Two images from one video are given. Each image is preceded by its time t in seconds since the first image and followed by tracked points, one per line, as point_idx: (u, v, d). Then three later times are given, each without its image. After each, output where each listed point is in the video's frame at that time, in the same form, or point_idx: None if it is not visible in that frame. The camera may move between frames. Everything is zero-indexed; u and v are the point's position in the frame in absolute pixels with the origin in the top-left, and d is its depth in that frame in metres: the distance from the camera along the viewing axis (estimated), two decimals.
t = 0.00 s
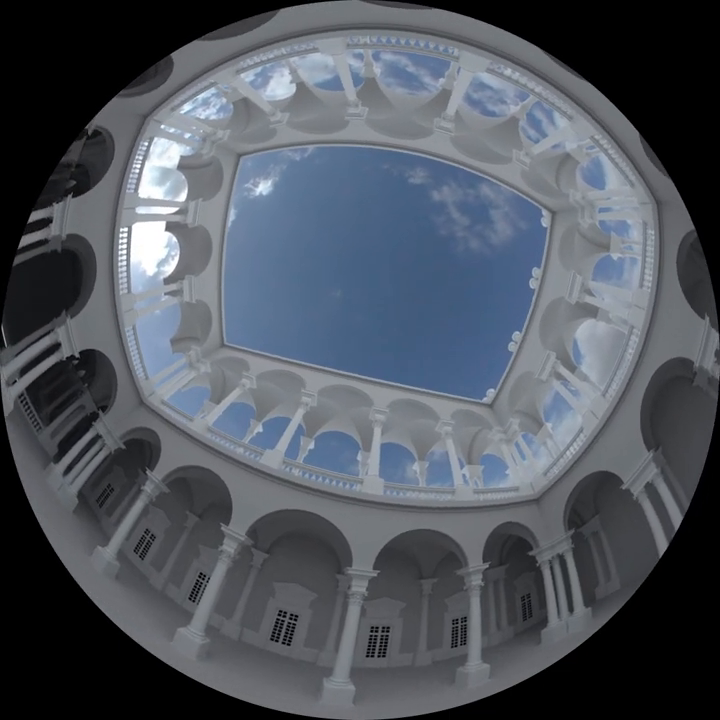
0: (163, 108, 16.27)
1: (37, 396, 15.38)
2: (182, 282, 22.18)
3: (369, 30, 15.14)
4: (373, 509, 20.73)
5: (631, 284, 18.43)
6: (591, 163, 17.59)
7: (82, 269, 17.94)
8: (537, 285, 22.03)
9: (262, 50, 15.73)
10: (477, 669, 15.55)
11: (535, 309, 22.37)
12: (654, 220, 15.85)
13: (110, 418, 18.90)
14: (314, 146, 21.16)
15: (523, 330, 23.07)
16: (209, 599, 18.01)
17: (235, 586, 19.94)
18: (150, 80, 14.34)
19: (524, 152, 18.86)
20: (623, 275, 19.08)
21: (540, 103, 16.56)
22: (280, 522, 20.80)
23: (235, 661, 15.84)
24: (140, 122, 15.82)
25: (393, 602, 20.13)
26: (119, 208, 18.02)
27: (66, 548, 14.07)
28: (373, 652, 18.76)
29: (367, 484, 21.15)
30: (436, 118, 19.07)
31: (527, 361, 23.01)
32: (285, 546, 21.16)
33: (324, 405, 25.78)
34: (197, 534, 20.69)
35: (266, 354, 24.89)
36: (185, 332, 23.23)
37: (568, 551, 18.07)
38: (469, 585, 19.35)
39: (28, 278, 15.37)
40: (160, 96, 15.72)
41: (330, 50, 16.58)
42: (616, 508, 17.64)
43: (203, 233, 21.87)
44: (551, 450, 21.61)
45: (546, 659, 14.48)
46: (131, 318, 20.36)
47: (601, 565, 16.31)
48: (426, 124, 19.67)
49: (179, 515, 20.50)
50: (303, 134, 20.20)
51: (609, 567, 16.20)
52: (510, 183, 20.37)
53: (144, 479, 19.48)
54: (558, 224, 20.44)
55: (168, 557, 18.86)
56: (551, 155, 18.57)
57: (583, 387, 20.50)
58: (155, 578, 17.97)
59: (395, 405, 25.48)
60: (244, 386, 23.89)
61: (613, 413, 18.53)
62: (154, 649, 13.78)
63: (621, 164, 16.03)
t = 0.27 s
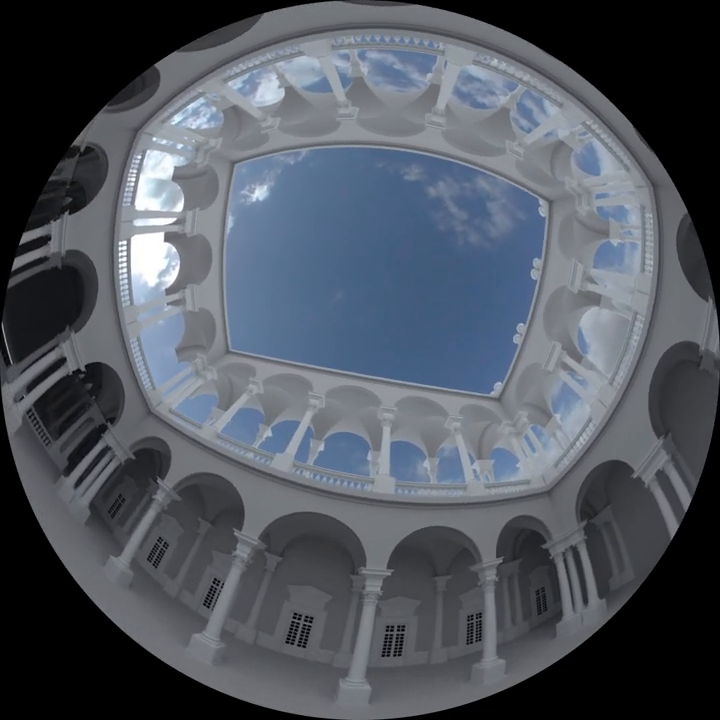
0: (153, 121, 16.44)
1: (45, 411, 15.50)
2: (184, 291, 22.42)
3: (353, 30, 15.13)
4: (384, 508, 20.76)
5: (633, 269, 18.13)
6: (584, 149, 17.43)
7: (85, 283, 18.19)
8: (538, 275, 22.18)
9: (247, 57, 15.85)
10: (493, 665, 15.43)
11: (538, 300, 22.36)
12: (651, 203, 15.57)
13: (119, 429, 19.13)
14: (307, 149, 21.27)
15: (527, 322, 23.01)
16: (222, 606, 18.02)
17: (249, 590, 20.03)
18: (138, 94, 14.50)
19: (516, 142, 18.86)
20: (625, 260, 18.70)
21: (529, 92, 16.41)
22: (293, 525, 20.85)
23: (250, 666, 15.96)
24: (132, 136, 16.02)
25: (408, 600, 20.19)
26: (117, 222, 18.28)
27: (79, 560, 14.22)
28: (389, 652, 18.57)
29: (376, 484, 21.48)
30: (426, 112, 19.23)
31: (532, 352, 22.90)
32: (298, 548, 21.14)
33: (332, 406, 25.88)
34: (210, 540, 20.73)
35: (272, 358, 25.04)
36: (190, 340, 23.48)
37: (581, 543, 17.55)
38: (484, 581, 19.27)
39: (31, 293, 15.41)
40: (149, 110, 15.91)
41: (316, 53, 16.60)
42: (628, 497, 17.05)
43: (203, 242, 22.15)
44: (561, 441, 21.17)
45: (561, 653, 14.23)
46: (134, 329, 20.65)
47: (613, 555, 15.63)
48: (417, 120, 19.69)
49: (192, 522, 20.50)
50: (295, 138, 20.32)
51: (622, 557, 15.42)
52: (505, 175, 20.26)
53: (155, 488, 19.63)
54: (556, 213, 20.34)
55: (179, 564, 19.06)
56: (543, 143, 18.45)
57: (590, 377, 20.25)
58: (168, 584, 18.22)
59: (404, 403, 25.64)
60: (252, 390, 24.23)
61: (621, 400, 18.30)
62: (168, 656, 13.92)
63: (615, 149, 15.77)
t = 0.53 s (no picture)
0: (145, 134, 16.62)
1: (53, 426, 15.72)
2: (186, 300, 22.69)
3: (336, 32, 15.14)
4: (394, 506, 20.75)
5: (633, 254, 17.87)
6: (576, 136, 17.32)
7: (86, 297, 18.42)
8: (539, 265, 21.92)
9: (234, 65, 15.98)
10: (508, 660, 15.30)
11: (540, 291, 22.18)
12: (647, 186, 15.33)
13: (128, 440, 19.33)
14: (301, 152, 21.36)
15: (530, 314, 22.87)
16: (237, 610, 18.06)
17: (263, 595, 20.01)
18: (127, 108, 14.66)
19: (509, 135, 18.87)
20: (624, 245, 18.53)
21: (518, 81, 16.25)
22: (306, 527, 20.89)
23: (266, 670, 16.07)
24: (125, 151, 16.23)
25: (423, 599, 20.13)
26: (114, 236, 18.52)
27: (92, 572, 14.39)
28: (404, 651, 18.60)
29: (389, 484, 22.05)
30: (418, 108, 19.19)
31: (537, 344, 22.74)
32: (312, 550, 21.15)
33: (340, 407, 25.95)
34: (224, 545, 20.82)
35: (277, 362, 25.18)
36: (196, 349, 23.69)
37: (595, 535, 17.28)
38: (498, 577, 19.05)
39: (34, 310, 15.60)
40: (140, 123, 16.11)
41: (302, 57, 16.59)
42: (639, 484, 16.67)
43: (203, 250, 22.41)
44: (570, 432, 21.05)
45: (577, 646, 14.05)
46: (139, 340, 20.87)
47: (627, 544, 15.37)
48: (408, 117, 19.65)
49: (205, 528, 20.54)
50: (287, 142, 20.42)
51: (636, 546, 15.15)
52: (500, 166, 20.13)
53: (167, 497, 19.71)
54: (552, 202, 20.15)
55: (194, 570, 19.06)
56: (535, 132, 18.30)
57: (597, 366, 19.95)
58: (183, 591, 18.35)
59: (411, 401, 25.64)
60: (259, 396, 24.52)
61: (627, 388, 18.06)
62: (183, 662, 14.05)
63: (607, 133, 15.56)
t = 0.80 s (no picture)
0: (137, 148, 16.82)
1: (63, 439, 15.98)
2: (190, 309, 23.01)
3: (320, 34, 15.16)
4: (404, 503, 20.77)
5: (633, 239, 17.61)
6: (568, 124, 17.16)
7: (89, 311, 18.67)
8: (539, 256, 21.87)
9: (221, 74, 16.13)
10: (524, 655, 15.16)
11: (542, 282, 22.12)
12: (642, 169, 15.09)
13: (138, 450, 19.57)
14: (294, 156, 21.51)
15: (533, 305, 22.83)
16: (252, 615, 18.50)
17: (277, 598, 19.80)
18: (117, 123, 14.88)
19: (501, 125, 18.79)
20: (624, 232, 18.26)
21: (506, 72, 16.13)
22: (320, 529, 21.40)
23: (282, 672, 16.17)
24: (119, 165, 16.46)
25: (437, 596, 19.77)
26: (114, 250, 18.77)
27: (106, 582, 14.60)
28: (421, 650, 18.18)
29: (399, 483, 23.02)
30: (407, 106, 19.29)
31: (541, 335, 22.61)
32: (324, 552, 20.85)
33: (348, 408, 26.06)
34: (236, 550, 20.60)
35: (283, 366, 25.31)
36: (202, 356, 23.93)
37: (607, 524, 16.76)
38: (512, 572, 18.84)
39: (37, 326, 15.84)
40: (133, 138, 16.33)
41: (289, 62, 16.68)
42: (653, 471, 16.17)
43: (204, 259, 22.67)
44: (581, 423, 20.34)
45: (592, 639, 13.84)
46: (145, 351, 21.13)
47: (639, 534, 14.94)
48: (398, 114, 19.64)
49: (217, 534, 20.38)
50: (279, 147, 20.58)
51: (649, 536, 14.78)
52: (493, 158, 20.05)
53: (179, 504, 19.94)
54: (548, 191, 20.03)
55: (208, 576, 19.10)
56: (527, 121, 18.17)
57: (604, 355, 19.67)
58: (197, 598, 18.48)
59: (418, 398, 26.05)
60: (267, 400, 25.15)
61: (635, 374, 17.84)
62: (198, 668, 14.17)
63: (599, 119, 15.37)
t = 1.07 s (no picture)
0: (131, 161, 16.98)
1: (72, 452, 16.20)
2: (193, 318, 23.35)
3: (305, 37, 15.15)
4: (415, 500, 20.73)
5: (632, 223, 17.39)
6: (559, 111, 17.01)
7: (93, 325, 18.86)
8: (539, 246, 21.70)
9: (209, 84, 16.31)
10: (539, 650, 15.02)
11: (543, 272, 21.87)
12: (635, 152, 14.86)
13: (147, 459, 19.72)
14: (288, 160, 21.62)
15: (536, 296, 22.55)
16: (267, 617, 18.70)
17: (294, 600, 20.33)
18: (109, 138, 15.06)
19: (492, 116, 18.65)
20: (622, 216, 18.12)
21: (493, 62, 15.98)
22: (333, 531, 21.24)
23: (298, 673, 16.28)
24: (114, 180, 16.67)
25: (452, 593, 19.94)
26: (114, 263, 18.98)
27: (120, 591, 14.78)
28: (436, 647, 18.40)
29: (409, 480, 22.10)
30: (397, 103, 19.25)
31: (545, 325, 22.38)
32: (338, 553, 21.17)
33: (356, 407, 26.10)
34: (250, 555, 20.86)
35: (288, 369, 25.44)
36: (208, 364, 24.16)
37: (619, 514, 16.54)
38: (527, 566, 18.67)
39: (41, 343, 16.07)
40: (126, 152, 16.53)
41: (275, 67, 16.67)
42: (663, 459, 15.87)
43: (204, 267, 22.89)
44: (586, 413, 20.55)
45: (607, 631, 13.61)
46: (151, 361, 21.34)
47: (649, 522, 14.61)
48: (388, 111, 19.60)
49: (231, 539, 20.49)
50: (273, 152, 20.72)
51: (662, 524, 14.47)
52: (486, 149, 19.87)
53: (191, 512, 19.81)
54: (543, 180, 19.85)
55: (222, 582, 19.16)
56: (517, 111, 18.01)
57: (610, 343, 19.44)
58: (212, 604, 18.44)
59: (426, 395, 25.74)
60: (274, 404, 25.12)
61: (641, 360, 17.61)
62: (214, 673, 14.32)
63: (589, 104, 15.18)
